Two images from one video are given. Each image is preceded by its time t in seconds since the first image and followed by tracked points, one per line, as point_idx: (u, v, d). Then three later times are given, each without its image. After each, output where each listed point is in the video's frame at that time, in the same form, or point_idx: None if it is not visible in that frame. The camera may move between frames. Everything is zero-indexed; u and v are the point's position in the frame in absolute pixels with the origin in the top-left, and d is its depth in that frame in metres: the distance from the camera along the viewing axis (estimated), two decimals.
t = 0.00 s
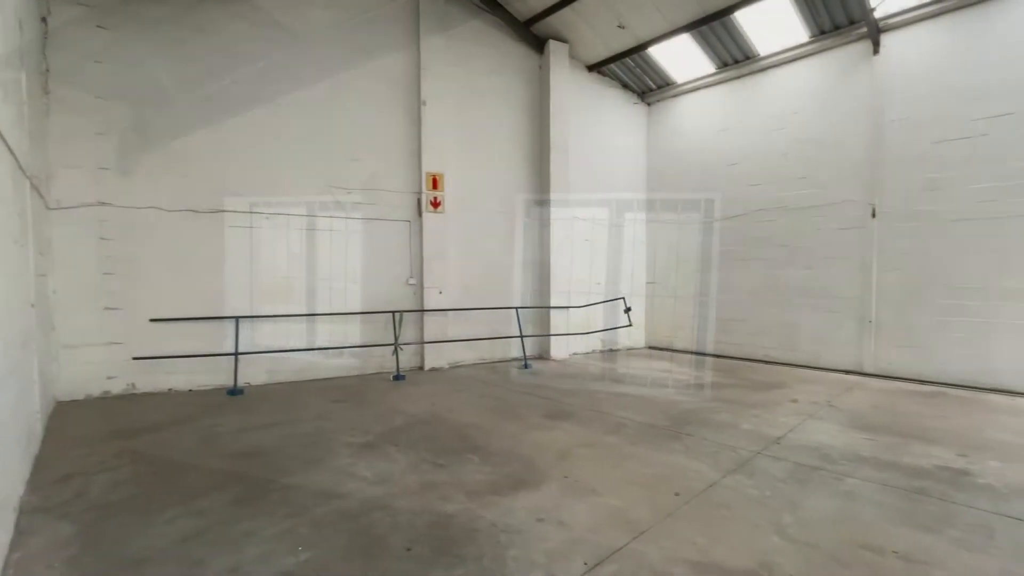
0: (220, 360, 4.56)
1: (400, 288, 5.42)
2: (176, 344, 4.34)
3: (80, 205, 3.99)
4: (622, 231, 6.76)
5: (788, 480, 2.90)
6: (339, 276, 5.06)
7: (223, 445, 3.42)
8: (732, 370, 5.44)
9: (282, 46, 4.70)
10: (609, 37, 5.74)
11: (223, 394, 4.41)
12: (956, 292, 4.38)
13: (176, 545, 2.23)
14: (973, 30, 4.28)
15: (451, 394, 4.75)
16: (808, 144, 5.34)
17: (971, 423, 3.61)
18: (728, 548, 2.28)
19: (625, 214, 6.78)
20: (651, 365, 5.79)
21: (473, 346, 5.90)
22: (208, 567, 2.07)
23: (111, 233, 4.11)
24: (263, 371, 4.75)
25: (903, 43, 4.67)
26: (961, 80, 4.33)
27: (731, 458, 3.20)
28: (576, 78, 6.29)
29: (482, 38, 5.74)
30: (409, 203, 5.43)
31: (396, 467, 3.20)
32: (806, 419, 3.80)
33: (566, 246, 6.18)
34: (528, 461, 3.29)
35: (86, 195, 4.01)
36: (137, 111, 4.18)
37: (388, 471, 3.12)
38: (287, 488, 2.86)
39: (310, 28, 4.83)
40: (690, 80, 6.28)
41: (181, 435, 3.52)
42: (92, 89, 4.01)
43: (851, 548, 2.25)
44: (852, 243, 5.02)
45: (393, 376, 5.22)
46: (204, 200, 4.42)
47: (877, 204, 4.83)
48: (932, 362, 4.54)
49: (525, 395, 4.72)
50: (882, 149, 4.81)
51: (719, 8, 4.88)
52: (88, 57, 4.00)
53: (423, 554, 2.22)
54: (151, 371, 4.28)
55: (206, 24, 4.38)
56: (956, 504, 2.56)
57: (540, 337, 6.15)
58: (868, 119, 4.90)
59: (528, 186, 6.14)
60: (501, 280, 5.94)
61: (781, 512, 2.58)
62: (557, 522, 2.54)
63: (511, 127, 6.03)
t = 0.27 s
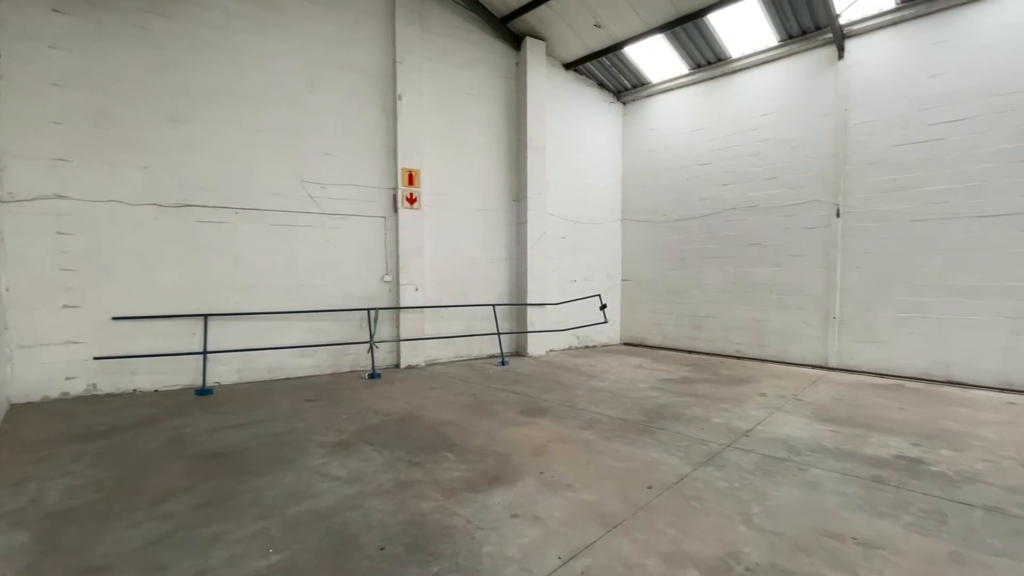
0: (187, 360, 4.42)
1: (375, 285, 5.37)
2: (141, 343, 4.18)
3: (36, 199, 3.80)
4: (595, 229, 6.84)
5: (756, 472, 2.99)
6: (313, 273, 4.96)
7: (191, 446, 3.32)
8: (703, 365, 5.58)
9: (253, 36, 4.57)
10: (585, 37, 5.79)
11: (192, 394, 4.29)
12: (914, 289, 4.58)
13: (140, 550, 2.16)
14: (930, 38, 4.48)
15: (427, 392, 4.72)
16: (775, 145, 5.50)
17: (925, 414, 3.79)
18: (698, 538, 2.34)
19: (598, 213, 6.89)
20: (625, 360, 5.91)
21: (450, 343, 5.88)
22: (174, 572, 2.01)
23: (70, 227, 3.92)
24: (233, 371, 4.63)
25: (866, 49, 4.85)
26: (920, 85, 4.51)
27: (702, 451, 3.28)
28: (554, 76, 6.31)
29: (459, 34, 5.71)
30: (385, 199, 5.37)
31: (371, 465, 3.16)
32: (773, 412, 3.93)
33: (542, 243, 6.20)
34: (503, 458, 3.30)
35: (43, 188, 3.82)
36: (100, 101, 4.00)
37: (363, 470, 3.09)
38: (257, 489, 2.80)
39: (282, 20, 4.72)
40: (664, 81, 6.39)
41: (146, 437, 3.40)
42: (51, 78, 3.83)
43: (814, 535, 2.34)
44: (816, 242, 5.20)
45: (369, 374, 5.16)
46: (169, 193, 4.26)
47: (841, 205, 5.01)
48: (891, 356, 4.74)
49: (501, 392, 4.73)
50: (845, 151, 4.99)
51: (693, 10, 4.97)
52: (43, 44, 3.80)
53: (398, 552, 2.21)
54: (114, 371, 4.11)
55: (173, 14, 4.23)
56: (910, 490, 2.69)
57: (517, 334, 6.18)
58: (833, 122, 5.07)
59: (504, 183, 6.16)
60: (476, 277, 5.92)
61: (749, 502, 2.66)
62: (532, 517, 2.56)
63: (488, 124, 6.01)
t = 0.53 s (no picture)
0: (142, 360, 4.22)
1: (343, 282, 5.27)
2: (93, 343, 3.97)
3: None
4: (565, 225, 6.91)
5: (719, 462, 3.08)
6: (277, 269, 4.81)
7: (147, 450, 3.18)
8: (670, 359, 5.71)
9: (214, 22, 4.39)
10: (557, 35, 5.81)
11: (149, 396, 4.11)
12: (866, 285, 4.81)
13: (90, 560, 2.05)
14: (882, 46, 4.70)
15: (398, 389, 4.66)
16: (738, 146, 5.67)
17: (876, 404, 4.00)
18: (663, 528, 2.40)
19: (569, 210, 6.95)
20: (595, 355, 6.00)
21: (421, 340, 5.83)
22: None
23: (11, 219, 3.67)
24: (194, 370, 4.46)
25: (823, 54, 5.06)
26: (873, 91, 4.74)
27: (668, 444, 3.36)
28: (525, 73, 6.31)
29: (430, 27, 5.64)
30: (353, 194, 5.27)
31: (338, 465, 3.11)
32: (735, 404, 4.06)
33: (513, 240, 6.21)
34: (473, 454, 3.30)
35: None
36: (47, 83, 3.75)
37: (329, 470, 3.03)
38: (219, 492, 2.71)
39: (243, 6, 4.54)
40: (633, 81, 6.50)
41: (98, 441, 3.24)
42: None
43: (773, 522, 2.43)
44: (776, 240, 5.40)
45: (337, 372, 5.06)
46: (123, 185, 4.05)
47: (800, 205, 5.21)
48: (845, 349, 4.97)
49: (472, 388, 4.72)
50: (804, 152, 5.18)
51: (661, 11, 5.06)
52: None
53: (365, 552, 2.18)
54: (63, 371, 3.89)
55: None
56: (861, 476, 2.83)
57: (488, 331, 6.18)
58: (793, 124, 5.26)
59: (475, 179, 6.13)
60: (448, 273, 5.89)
61: (712, 492, 2.74)
62: (501, 513, 2.57)
63: (458, 120, 5.97)
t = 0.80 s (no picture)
0: (90, 361, 3.99)
1: (307, 279, 5.13)
2: (35, 344, 3.72)
3: None
4: (535, 223, 6.94)
5: (681, 454, 3.17)
6: (238, 265, 4.64)
7: (94, 456, 3.01)
8: (636, 354, 5.84)
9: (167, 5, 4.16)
10: (525, 32, 5.81)
11: (97, 399, 3.89)
12: (820, 282, 5.04)
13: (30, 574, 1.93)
14: (835, 53, 4.92)
15: (364, 388, 4.58)
16: (701, 146, 5.83)
17: (828, 394, 4.19)
18: (627, 520, 2.46)
19: (538, 207, 6.98)
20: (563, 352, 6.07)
21: (389, 338, 5.75)
22: None
23: None
24: (147, 372, 4.25)
25: (780, 59, 5.25)
26: (826, 96, 4.96)
27: (633, 437, 3.43)
28: (494, 69, 6.29)
29: (397, 19, 5.55)
30: (317, 189, 5.13)
31: (301, 466, 3.03)
32: (698, 397, 4.18)
33: (482, 236, 6.19)
34: (441, 452, 3.28)
35: None
36: None
37: (291, 472, 2.95)
38: (173, 497, 2.59)
39: None
40: (600, 80, 6.58)
41: (40, 449, 3.04)
42: None
43: (732, 510, 2.52)
44: (737, 238, 5.58)
45: (301, 372, 4.93)
46: (67, 176, 3.80)
47: (759, 204, 5.40)
48: (800, 342, 5.20)
49: (440, 386, 4.69)
50: (762, 153, 5.38)
51: (627, 11, 5.13)
52: None
53: (328, 555, 2.13)
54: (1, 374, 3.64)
55: None
56: (813, 464, 2.96)
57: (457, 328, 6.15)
58: (753, 126, 5.45)
59: (443, 175, 6.08)
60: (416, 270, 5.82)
61: (675, 483, 2.82)
62: (469, 510, 2.56)
63: (426, 115, 5.89)
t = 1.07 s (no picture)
0: (27, 364, 3.72)
1: (268, 276, 4.96)
2: None
3: None
4: (503, 220, 6.94)
5: (645, 447, 3.24)
6: (193, 262, 4.44)
7: (32, 466, 2.81)
8: (603, 350, 5.93)
9: None
10: (493, 28, 5.79)
11: (37, 404, 3.65)
12: (775, 279, 5.26)
13: None
14: (790, 59, 5.12)
15: (328, 388, 4.47)
16: (664, 147, 5.96)
17: (782, 386, 4.38)
18: (592, 513, 2.50)
19: (506, 204, 6.98)
20: (531, 348, 6.11)
21: (354, 336, 5.63)
22: None
23: None
24: (93, 374, 4.01)
25: (740, 64, 5.43)
26: (782, 100, 5.16)
27: (599, 432, 3.49)
28: (462, 64, 6.24)
29: (361, 11, 5.41)
30: (278, 183, 4.97)
31: (261, 470, 2.93)
32: (661, 391, 4.29)
33: (450, 233, 6.14)
34: (407, 451, 3.24)
35: None
36: None
37: (249, 476, 2.84)
38: (121, 506, 2.46)
39: None
40: (568, 79, 6.63)
41: None
42: None
43: (691, 500, 2.60)
44: (699, 236, 5.74)
45: (261, 372, 4.77)
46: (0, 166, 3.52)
47: (719, 204, 5.57)
48: (757, 337, 5.40)
49: (407, 384, 4.63)
50: (723, 154, 5.55)
51: (594, 11, 5.18)
52: None
53: (289, 560, 2.07)
54: None
55: None
56: (768, 453, 3.09)
57: (425, 326, 6.09)
58: (714, 127, 5.61)
59: (410, 171, 6.00)
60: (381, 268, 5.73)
61: (638, 475, 2.89)
62: (434, 509, 2.54)
63: (392, 109, 5.79)
